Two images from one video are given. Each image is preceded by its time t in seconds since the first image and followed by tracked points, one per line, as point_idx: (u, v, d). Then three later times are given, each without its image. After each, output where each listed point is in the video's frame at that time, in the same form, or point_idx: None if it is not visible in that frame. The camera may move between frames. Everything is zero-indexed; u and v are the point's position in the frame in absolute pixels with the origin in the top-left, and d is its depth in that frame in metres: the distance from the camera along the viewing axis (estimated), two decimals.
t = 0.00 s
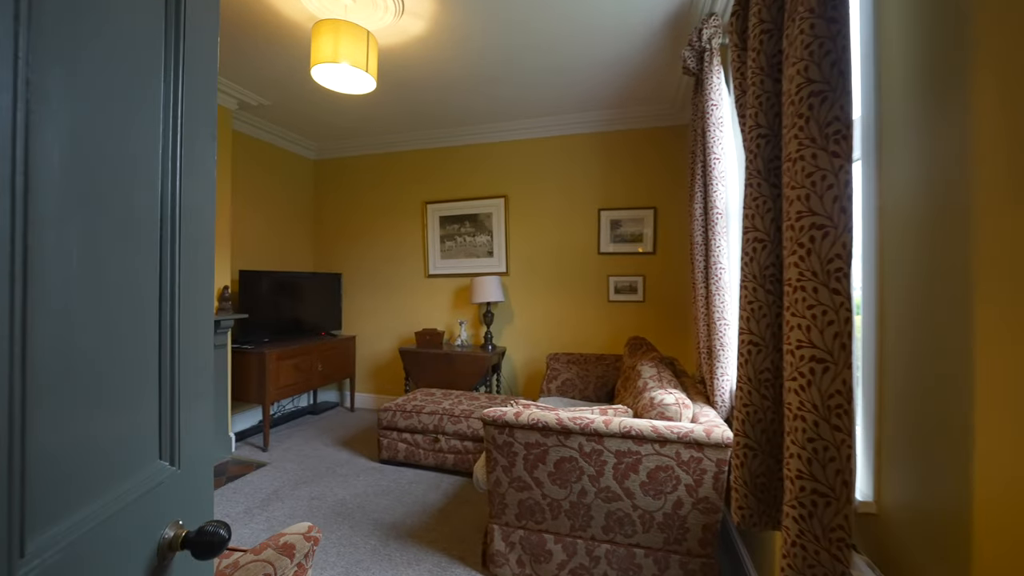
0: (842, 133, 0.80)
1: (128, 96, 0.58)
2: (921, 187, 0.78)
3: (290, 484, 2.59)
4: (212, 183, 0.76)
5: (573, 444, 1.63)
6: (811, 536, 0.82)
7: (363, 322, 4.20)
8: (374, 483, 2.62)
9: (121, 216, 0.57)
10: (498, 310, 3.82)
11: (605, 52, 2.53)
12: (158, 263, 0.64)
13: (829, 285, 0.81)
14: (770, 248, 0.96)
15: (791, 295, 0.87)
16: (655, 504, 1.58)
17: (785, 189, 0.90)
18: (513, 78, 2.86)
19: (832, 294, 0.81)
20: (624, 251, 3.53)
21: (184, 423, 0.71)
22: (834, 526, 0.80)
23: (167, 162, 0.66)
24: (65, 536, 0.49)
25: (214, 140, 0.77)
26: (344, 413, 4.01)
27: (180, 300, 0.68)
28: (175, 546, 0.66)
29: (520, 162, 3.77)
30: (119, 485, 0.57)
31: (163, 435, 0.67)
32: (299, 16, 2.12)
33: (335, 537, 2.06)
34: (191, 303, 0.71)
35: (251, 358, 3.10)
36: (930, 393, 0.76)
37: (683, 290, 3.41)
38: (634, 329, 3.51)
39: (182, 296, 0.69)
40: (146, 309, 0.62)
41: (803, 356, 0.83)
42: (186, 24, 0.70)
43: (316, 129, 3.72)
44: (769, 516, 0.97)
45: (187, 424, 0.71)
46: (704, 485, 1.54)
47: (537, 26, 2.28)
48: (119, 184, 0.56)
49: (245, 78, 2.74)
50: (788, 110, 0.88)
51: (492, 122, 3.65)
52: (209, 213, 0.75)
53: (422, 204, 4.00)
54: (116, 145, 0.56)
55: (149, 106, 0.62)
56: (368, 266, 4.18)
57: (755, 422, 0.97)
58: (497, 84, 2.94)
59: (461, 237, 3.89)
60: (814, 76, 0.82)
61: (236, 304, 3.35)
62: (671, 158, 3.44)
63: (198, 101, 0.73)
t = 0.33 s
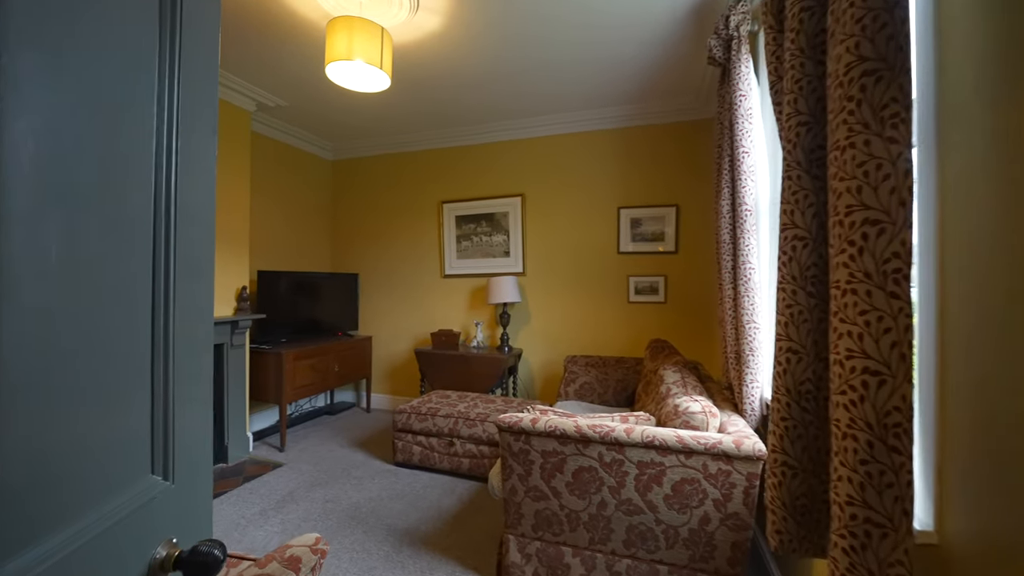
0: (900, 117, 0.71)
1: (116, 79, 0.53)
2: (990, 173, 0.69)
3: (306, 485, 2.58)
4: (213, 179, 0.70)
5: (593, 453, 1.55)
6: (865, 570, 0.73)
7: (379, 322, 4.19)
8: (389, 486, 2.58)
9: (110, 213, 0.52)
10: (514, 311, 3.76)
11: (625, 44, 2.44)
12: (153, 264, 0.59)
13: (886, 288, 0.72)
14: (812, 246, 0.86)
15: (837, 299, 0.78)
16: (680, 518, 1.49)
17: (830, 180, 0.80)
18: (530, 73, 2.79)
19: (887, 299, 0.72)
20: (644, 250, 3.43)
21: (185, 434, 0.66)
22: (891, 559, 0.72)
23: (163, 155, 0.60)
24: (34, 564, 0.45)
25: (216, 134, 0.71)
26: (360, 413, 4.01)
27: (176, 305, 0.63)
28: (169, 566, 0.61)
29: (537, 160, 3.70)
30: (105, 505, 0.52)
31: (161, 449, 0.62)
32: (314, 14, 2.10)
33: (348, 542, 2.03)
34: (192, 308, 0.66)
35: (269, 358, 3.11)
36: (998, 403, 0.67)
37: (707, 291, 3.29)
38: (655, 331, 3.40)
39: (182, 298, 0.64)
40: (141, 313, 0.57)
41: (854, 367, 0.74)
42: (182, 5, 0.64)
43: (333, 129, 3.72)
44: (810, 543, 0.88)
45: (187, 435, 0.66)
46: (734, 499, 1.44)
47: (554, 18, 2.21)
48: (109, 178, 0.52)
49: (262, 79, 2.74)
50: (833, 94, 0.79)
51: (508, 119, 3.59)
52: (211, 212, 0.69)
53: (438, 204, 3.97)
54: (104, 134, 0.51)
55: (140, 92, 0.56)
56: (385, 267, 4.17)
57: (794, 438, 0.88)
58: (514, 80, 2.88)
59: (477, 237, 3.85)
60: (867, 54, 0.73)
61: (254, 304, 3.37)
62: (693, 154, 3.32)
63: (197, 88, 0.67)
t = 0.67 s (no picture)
0: (970, 95, 0.53)
1: (103, 69, 0.50)
2: None
3: (322, 485, 2.55)
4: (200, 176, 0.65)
5: (611, 463, 1.47)
6: None
7: (396, 322, 4.19)
8: (403, 489, 2.54)
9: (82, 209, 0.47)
10: (531, 313, 3.70)
11: (646, 35, 2.34)
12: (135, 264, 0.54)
13: (952, 294, 0.54)
14: (858, 245, 0.76)
15: (888, 306, 0.61)
16: (704, 535, 1.40)
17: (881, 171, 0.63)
18: (546, 69, 2.72)
19: (953, 306, 0.54)
20: (664, 250, 3.31)
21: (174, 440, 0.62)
22: None
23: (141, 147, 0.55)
24: None
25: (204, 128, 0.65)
26: (377, 413, 4.02)
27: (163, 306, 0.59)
28: None
29: (555, 159, 3.63)
30: (87, 519, 0.49)
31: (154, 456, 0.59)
32: (327, 13, 2.08)
33: (361, 546, 1.99)
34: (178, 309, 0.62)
35: (287, 358, 3.12)
36: None
37: (731, 292, 3.15)
38: (677, 334, 3.28)
39: (170, 300, 0.60)
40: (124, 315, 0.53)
41: (910, 384, 0.57)
42: None
43: (348, 130, 3.72)
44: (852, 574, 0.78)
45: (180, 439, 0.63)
46: (763, 517, 1.35)
47: (570, 11, 2.13)
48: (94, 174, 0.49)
49: (278, 81, 2.75)
50: (886, 73, 0.61)
51: (524, 117, 3.52)
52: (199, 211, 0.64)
53: (454, 204, 3.94)
54: (91, 127, 0.48)
55: (115, 78, 0.51)
56: (401, 267, 4.16)
57: (835, 459, 0.78)
58: (529, 76, 2.81)
59: (493, 237, 3.80)
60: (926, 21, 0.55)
61: (273, 305, 3.39)
62: (716, 150, 3.19)
63: (181, 77, 0.62)
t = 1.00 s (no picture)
0: None
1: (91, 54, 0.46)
2: None
3: (338, 487, 2.50)
4: (177, 175, 0.58)
5: (627, 475, 1.39)
6: None
7: (412, 323, 4.17)
8: (418, 492, 2.48)
9: (34, 201, 0.40)
10: (547, 315, 3.63)
11: (665, 26, 2.24)
12: (117, 257, 0.49)
13: None
14: (909, 243, 0.67)
15: (951, 314, 0.49)
16: (728, 555, 1.31)
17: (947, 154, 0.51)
18: (562, 65, 2.64)
19: None
20: (685, 251, 3.19)
21: (173, 439, 0.58)
22: None
23: (105, 136, 0.48)
24: None
25: (180, 123, 0.59)
26: (394, 414, 4.01)
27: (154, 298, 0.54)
28: None
29: (572, 158, 3.54)
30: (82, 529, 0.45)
31: (149, 462, 0.54)
32: (336, 14, 2.06)
33: (376, 549, 1.93)
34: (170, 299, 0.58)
35: (306, 360, 3.12)
36: None
37: (756, 293, 3.01)
38: (700, 338, 3.16)
39: (153, 298, 0.54)
40: (105, 312, 0.48)
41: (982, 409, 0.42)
42: None
43: (363, 134, 3.73)
44: None
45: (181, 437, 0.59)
46: (794, 538, 1.24)
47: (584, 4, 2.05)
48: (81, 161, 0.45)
49: (295, 86, 2.76)
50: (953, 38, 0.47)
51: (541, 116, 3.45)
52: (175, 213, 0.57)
53: (469, 205, 3.90)
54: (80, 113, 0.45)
55: (106, 64, 0.48)
56: (417, 267, 4.14)
57: (881, 485, 0.69)
58: (543, 74, 2.74)
59: (508, 238, 3.74)
60: None
61: (293, 308, 3.40)
62: (740, 145, 3.05)
63: (160, 64, 0.56)
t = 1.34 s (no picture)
0: None
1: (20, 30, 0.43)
2: None
3: (345, 491, 2.48)
4: (137, 162, 0.55)
5: (643, 490, 1.30)
6: None
7: (425, 324, 4.14)
8: (427, 498, 2.44)
9: None
10: (561, 315, 3.54)
11: (684, 12, 2.13)
12: (53, 254, 0.46)
13: None
14: (971, 241, 0.57)
15: None
16: None
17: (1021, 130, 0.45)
18: (576, 57, 2.55)
19: None
20: (706, 249, 3.05)
21: (132, 448, 0.54)
22: None
23: (41, 120, 0.45)
24: None
25: (141, 108, 0.55)
26: (406, 415, 3.98)
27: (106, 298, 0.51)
28: None
29: (588, 153, 3.45)
30: None
31: (96, 476, 0.50)
32: (345, 10, 2.03)
33: (379, 557, 1.89)
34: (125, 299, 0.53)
35: (317, 361, 3.12)
36: None
37: (783, 294, 2.85)
38: (721, 341, 3.02)
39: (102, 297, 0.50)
40: (31, 314, 0.44)
41: None
42: None
43: (378, 131, 3.71)
44: None
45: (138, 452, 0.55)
46: (827, 565, 1.13)
47: None
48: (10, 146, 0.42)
49: (303, 83, 2.75)
50: None
51: (556, 111, 3.36)
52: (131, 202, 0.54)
53: (482, 203, 3.84)
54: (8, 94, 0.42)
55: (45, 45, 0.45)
56: (431, 267, 4.11)
57: (936, 520, 0.60)
58: (557, 66, 2.66)
59: (523, 237, 3.67)
60: None
61: (301, 307, 3.41)
62: (766, 138, 2.90)
63: (113, 44, 0.52)
